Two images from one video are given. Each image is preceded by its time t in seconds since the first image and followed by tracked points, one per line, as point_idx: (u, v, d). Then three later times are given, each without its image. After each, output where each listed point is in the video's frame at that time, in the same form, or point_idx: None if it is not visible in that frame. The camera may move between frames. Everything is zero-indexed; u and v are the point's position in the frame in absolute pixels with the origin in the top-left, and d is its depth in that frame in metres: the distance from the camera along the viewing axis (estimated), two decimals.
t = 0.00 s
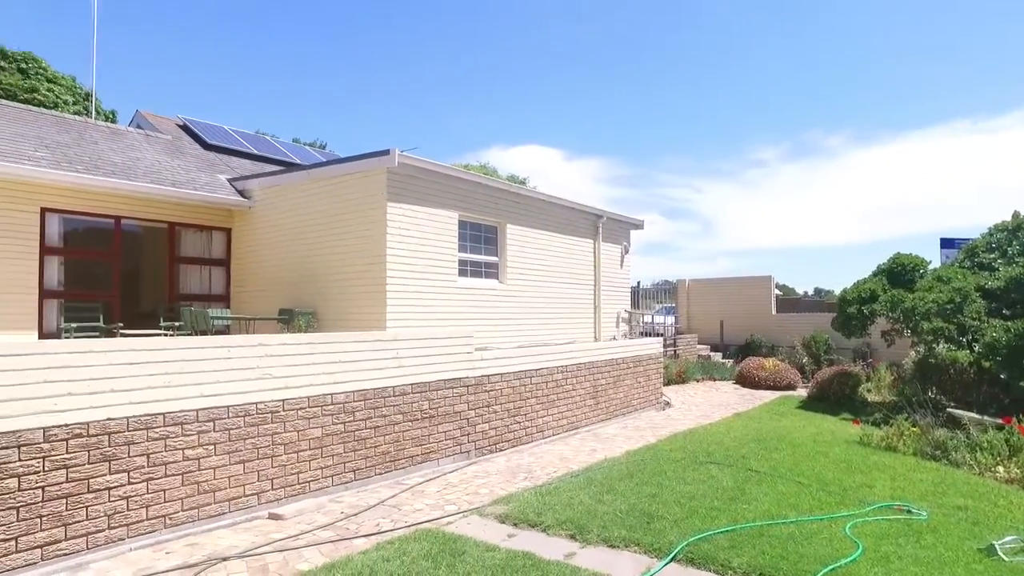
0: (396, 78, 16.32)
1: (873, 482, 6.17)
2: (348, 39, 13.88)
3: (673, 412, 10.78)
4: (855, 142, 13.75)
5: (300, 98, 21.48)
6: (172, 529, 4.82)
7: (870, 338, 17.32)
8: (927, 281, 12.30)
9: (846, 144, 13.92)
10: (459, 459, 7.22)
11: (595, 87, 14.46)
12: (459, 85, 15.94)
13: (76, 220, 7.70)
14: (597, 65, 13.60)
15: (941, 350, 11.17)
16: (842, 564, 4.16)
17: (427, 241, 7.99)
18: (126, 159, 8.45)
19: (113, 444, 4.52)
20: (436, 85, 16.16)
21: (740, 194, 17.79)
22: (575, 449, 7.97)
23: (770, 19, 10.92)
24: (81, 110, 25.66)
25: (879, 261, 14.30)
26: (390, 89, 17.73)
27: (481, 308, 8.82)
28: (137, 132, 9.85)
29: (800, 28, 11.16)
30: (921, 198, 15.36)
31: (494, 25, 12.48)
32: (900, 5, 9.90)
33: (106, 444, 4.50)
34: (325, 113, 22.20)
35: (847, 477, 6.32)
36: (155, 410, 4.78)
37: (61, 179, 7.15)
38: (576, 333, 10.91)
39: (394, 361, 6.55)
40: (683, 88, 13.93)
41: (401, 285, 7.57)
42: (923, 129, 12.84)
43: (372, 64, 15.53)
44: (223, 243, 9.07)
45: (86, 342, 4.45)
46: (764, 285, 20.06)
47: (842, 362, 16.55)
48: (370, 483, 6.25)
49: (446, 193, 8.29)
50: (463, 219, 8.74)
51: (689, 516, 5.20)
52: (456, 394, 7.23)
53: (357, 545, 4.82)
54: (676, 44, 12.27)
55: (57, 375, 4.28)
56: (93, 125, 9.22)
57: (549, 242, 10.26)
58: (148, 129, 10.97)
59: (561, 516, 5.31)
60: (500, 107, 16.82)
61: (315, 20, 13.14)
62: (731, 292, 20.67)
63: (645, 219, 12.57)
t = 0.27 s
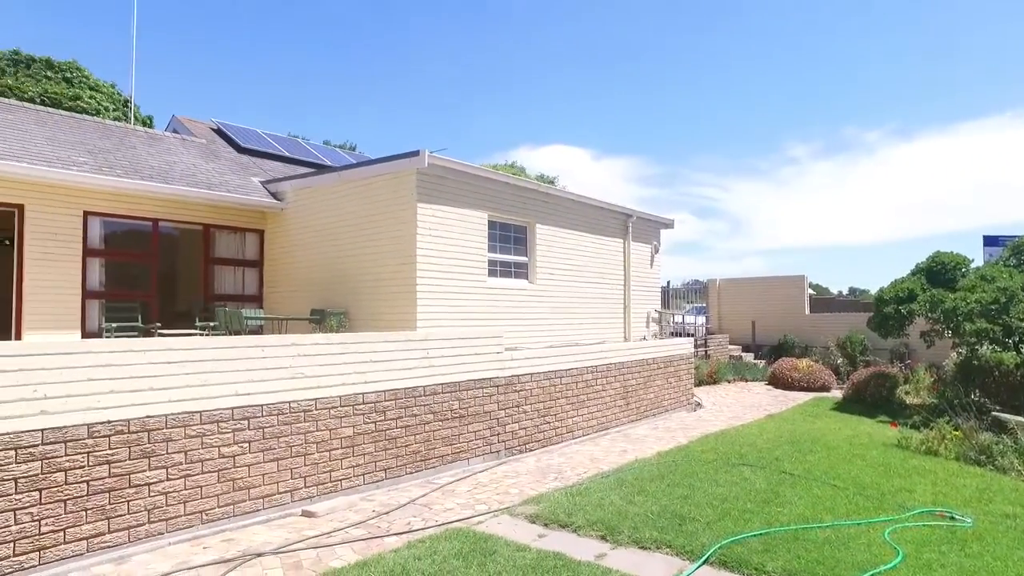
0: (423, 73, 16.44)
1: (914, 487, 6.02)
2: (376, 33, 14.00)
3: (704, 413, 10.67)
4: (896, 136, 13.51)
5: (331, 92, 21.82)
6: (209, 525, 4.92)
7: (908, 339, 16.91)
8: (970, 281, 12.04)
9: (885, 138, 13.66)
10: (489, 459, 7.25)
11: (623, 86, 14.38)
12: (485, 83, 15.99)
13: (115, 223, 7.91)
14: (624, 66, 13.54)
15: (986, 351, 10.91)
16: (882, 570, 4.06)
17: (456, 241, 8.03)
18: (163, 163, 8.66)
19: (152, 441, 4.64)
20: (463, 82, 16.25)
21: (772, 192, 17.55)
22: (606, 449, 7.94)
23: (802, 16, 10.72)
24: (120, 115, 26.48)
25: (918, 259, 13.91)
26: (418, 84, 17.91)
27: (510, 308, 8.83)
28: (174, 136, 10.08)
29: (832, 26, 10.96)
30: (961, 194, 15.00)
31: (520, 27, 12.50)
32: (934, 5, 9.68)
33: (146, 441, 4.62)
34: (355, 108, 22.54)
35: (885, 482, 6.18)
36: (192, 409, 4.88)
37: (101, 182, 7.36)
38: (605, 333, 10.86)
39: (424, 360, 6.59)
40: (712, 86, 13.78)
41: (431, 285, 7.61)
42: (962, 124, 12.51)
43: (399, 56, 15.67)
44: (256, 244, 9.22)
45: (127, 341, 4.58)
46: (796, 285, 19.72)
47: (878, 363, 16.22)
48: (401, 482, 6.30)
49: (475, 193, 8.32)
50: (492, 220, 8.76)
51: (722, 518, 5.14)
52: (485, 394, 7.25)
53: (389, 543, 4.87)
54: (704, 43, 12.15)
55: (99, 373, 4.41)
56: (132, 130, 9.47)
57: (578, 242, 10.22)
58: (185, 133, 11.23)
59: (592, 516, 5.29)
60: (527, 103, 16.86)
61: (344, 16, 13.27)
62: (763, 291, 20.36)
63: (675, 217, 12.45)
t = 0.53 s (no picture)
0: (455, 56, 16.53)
1: (957, 493, 5.85)
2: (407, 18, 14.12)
3: (737, 414, 10.53)
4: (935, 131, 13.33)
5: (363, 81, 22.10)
6: (244, 521, 5.01)
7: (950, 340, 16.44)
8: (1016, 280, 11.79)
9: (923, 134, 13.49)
10: (520, 459, 7.25)
11: (651, 84, 14.29)
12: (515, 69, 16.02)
13: (154, 225, 8.10)
14: (653, 64, 13.47)
15: None
16: None
17: (486, 242, 8.05)
18: (199, 167, 8.85)
19: (190, 438, 4.74)
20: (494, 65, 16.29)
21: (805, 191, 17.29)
22: (637, 450, 7.89)
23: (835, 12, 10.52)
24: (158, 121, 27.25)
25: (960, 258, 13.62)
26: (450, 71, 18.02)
27: (540, 308, 8.82)
28: (209, 141, 10.30)
29: (866, 21, 10.76)
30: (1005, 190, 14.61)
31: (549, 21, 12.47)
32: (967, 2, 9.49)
33: (183, 438, 4.72)
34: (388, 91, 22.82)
35: (927, 487, 6.02)
36: (228, 407, 4.97)
37: (140, 186, 7.55)
38: (636, 334, 10.78)
39: (455, 360, 6.62)
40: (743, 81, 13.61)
41: (461, 286, 7.64)
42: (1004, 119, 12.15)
43: (430, 43, 15.79)
44: (289, 245, 9.36)
45: (166, 341, 4.69)
46: (831, 285, 19.34)
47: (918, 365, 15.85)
48: (432, 481, 6.34)
49: (504, 194, 8.32)
50: (522, 220, 8.76)
51: (756, 522, 5.07)
52: (516, 395, 7.26)
53: (420, 542, 4.90)
54: (735, 41, 12.00)
55: (139, 372, 4.53)
56: (169, 134, 9.70)
57: (608, 242, 10.16)
58: (220, 137, 11.47)
59: (623, 518, 5.26)
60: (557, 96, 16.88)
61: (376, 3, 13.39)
62: (797, 292, 20.01)
63: (707, 217, 12.31)
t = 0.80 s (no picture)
0: (477, 57, 16.59)
1: (996, 498, 5.69)
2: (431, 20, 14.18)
3: (765, 415, 10.39)
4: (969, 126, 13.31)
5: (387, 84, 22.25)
6: (272, 518, 5.07)
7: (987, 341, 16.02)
8: None
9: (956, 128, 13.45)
10: (545, 459, 7.24)
11: (675, 80, 14.17)
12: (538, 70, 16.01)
13: (185, 227, 8.25)
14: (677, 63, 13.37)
15: None
16: None
17: (510, 241, 8.04)
18: (228, 169, 9.00)
19: (219, 436, 4.82)
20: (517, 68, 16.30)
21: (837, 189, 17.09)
22: (664, 451, 7.83)
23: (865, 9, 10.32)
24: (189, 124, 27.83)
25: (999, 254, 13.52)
26: (473, 70, 18.08)
27: (565, 308, 8.79)
28: (238, 143, 10.47)
29: (896, 18, 10.56)
30: None
31: (572, 20, 12.42)
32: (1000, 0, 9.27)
33: (214, 436, 4.80)
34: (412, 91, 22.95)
35: (964, 492, 5.87)
36: (257, 406, 5.04)
37: (171, 188, 7.70)
38: (662, 333, 10.69)
39: (480, 360, 6.63)
40: (769, 76, 13.43)
41: (486, 285, 7.64)
42: None
43: (454, 44, 15.85)
44: (316, 245, 9.45)
45: (197, 340, 4.77)
46: (863, 284, 18.98)
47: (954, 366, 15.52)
48: (458, 480, 6.36)
49: (529, 193, 8.31)
50: (547, 219, 8.74)
51: (785, 524, 5.00)
52: (542, 394, 7.25)
53: (446, 541, 4.92)
54: (761, 38, 11.85)
55: (171, 371, 4.62)
56: (199, 137, 9.88)
57: (634, 241, 10.09)
58: (249, 139, 11.64)
59: (650, 519, 5.22)
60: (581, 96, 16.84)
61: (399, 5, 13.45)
62: (828, 291, 19.67)
63: (734, 215, 12.16)
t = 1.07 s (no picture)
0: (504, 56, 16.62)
1: None
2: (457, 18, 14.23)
3: (797, 416, 10.23)
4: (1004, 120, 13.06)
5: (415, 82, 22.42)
6: (303, 515, 5.14)
7: None
8: None
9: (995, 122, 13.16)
10: (573, 459, 7.23)
11: (703, 77, 14.04)
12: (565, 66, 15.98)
13: (218, 228, 8.41)
14: (706, 59, 13.23)
15: None
16: None
17: (538, 241, 8.04)
18: (259, 171, 9.16)
19: (251, 433, 4.90)
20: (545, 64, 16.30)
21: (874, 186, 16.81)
22: (694, 452, 7.76)
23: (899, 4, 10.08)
24: (222, 128, 28.44)
25: None
26: (500, 70, 18.12)
27: (593, 307, 8.76)
28: (269, 146, 10.65)
29: (931, 12, 10.31)
30: None
31: (600, 17, 12.35)
32: None
33: (246, 433, 4.88)
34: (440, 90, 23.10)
35: (1007, 497, 5.70)
36: (288, 404, 5.11)
37: (204, 191, 7.86)
38: (691, 333, 10.60)
39: (508, 359, 6.64)
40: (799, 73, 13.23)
41: (513, 285, 7.65)
42: None
43: (480, 44, 15.94)
44: (345, 246, 9.56)
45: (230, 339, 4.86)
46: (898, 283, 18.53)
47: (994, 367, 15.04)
48: (486, 480, 6.38)
49: (556, 193, 8.30)
50: (575, 219, 8.72)
51: (818, 527, 4.91)
52: (570, 394, 7.24)
53: (474, 540, 4.94)
54: (791, 34, 11.68)
55: (206, 369, 4.72)
56: (231, 140, 10.07)
57: (663, 240, 10.01)
58: (279, 142, 11.83)
59: (679, 520, 5.18)
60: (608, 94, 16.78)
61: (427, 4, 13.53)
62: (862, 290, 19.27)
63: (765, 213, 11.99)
